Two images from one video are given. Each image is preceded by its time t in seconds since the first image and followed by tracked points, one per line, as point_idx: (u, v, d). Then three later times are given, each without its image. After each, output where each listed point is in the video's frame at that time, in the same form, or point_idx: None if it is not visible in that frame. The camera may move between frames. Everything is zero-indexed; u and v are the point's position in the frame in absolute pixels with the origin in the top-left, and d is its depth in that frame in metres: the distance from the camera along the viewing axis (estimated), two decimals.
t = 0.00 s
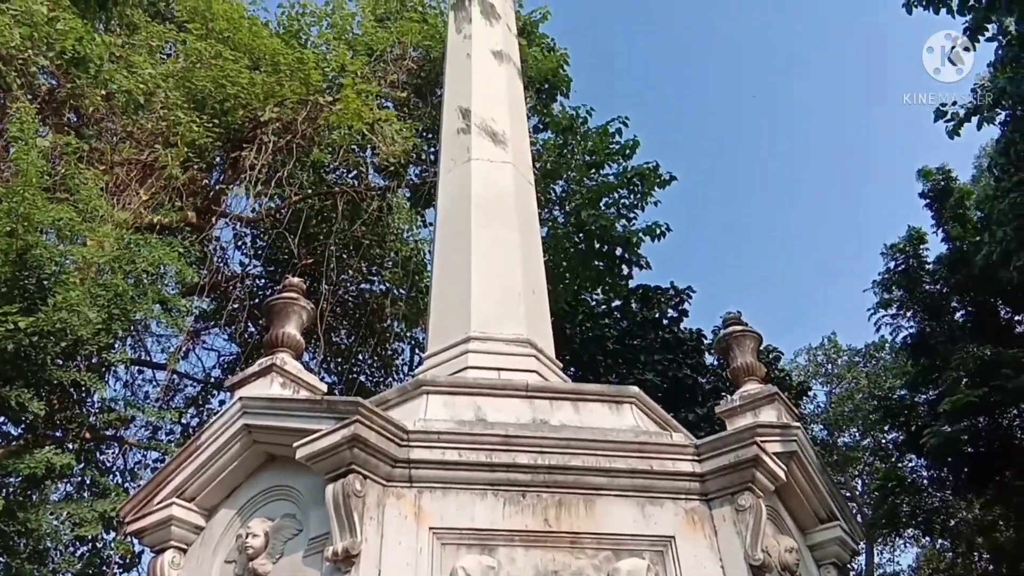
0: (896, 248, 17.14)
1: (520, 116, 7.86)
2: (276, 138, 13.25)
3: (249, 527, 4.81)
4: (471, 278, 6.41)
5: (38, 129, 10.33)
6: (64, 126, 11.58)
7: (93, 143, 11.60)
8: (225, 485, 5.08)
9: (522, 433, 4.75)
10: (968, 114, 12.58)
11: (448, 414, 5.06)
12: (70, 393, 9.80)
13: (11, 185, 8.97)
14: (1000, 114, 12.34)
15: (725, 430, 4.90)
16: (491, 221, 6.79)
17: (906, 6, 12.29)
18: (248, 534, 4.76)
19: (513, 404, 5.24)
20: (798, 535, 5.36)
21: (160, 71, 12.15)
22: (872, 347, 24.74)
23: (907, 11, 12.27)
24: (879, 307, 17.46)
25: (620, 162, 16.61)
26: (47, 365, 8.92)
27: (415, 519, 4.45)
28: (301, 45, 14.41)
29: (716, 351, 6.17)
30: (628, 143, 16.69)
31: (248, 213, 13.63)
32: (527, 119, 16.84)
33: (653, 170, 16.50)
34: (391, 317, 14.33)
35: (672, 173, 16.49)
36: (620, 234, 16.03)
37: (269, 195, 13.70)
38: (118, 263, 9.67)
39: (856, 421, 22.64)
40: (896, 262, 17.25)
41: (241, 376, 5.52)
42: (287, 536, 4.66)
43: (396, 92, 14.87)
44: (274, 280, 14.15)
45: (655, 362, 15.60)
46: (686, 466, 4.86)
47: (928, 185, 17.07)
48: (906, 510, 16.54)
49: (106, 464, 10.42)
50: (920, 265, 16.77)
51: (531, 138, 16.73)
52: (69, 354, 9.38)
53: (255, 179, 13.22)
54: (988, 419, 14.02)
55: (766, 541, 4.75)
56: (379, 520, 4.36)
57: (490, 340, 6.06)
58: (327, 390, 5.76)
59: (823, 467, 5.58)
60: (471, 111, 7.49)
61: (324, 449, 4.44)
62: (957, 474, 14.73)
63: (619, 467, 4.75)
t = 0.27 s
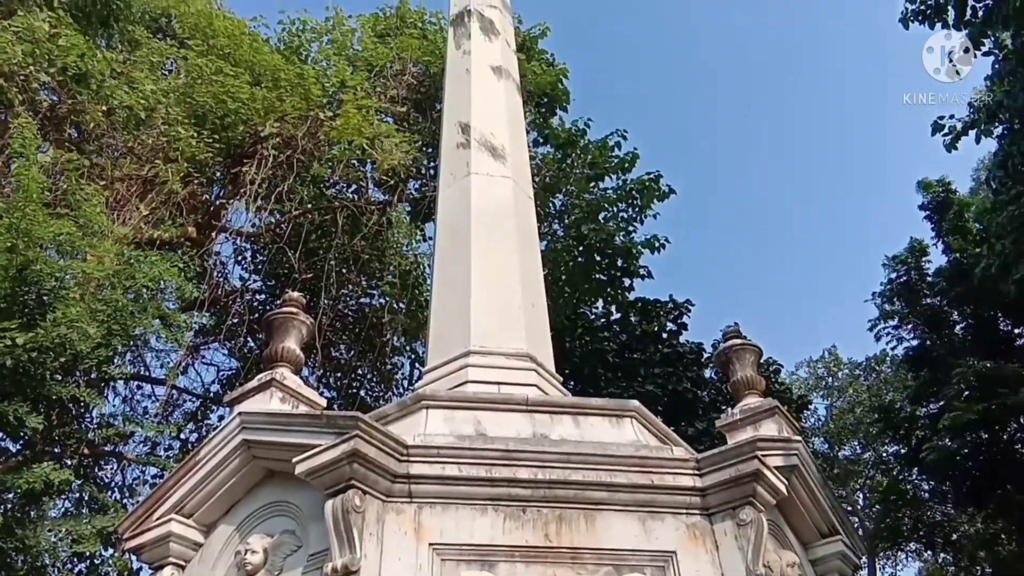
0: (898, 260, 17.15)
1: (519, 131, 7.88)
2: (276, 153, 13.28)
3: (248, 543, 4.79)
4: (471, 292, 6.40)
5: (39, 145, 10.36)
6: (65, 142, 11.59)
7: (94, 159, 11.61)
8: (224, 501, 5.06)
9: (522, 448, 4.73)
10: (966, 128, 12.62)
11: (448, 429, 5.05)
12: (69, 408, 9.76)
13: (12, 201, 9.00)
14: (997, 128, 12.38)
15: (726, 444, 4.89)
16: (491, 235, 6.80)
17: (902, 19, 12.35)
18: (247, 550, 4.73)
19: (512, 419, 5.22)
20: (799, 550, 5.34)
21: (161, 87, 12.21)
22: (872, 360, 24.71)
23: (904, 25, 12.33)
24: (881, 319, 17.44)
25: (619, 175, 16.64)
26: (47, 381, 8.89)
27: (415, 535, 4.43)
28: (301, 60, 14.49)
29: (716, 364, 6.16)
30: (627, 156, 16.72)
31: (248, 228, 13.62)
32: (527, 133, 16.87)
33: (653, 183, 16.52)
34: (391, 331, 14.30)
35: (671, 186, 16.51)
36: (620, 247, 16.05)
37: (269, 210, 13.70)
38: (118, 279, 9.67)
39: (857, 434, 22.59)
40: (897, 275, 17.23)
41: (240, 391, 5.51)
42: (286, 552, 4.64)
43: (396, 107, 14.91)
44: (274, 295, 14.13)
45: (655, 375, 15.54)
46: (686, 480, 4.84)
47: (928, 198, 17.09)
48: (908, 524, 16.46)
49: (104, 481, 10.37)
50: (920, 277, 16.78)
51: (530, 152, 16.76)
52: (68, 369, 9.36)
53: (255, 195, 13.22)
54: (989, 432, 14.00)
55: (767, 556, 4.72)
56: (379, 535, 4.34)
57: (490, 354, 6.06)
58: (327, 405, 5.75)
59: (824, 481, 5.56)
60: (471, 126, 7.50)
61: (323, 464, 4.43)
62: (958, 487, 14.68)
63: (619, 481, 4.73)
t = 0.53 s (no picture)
0: (896, 272, 17.18)
1: (516, 144, 7.89)
2: (273, 167, 13.29)
3: (244, 559, 4.76)
4: (468, 305, 6.40)
5: (37, 160, 10.37)
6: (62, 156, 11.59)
7: (91, 173, 11.60)
8: (220, 517, 5.03)
9: (520, 462, 4.71)
10: (961, 141, 12.66)
11: (445, 442, 5.03)
12: (65, 423, 9.72)
13: (9, 215, 9.02)
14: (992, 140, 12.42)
15: (724, 458, 4.87)
16: (488, 248, 6.80)
17: (896, 34, 12.41)
18: (243, 566, 4.70)
19: (510, 432, 5.21)
20: (798, 564, 5.31)
21: (159, 101, 12.25)
22: (870, 373, 24.72)
23: (897, 39, 12.39)
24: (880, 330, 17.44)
25: (616, 187, 16.67)
26: (42, 395, 8.85)
27: (413, 550, 4.40)
28: (298, 75, 14.54)
29: (714, 378, 6.14)
30: (624, 169, 16.76)
31: (245, 242, 13.62)
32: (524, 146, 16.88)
33: (649, 195, 16.55)
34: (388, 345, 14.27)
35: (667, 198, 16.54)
36: (617, 259, 16.07)
37: (267, 224, 13.68)
38: (114, 293, 9.64)
39: (855, 447, 22.57)
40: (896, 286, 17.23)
41: (237, 405, 5.49)
42: (283, 568, 4.61)
43: (394, 120, 14.93)
44: (271, 308, 14.10)
45: (652, 388, 15.48)
46: (685, 494, 4.82)
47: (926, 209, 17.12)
48: (907, 537, 16.41)
49: (99, 496, 10.32)
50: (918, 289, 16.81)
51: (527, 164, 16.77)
52: (64, 384, 9.32)
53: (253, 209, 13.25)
54: (987, 445, 13.99)
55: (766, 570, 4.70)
56: (376, 551, 4.32)
57: (488, 367, 6.04)
58: (324, 419, 5.73)
59: (823, 494, 5.54)
60: (468, 139, 7.51)
61: (320, 479, 4.40)
62: (956, 500, 14.65)
63: (617, 495, 4.71)
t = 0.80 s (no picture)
0: (894, 279, 17.23)
1: (514, 154, 7.90)
2: (272, 178, 13.30)
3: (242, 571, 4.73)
4: (467, 315, 6.39)
5: (37, 171, 10.39)
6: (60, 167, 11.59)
7: (89, 184, 11.60)
8: (218, 528, 5.01)
9: (519, 472, 4.70)
10: (957, 150, 12.69)
11: (444, 453, 5.01)
12: (62, 435, 9.69)
13: (8, 226, 9.02)
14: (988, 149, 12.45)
15: (724, 467, 4.86)
16: (486, 258, 6.79)
17: (892, 44, 12.45)
18: None
19: (509, 443, 5.19)
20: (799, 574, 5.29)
21: (157, 113, 12.29)
22: (869, 382, 24.72)
23: (893, 49, 12.42)
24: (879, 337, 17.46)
25: (614, 196, 16.68)
26: (39, 407, 8.82)
27: (412, 561, 4.39)
28: (297, 85, 14.57)
29: (713, 387, 6.14)
30: (622, 178, 16.78)
31: (243, 252, 13.61)
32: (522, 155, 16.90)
33: (646, 203, 16.58)
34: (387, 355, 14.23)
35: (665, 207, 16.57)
36: (616, 267, 16.09)
37: (265, 234, 13.67)
38: (112, 304, 9.61)
39: (855, 455, 22.56)
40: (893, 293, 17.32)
41: (235, 416, 5.47)
42: None
43: (392, 130, 14.95)
44: (270, 319, 14.08)
45: (650, 397, 15.46)
46: (685, 504, 4.81)
47: (924, 216, 17.17)
48: (907, 546, 16.36)
49: (97, 507, 10.28)
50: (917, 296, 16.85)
51: (525, 174, 16.78)
52: (62, 395, 9.29)
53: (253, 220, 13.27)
54: (986, 454, 13.97)
55: None
56: (375, 562, 4.30)
57: (486, 377, 6.03)
58: (322, 430, 5.71)
59: (823, 504, 5.52)
60: (466, 149, 7.52)
61: (318, 490, 4.39)
62: (956, 508, 14.62)
63: (617, 505, 4.70)
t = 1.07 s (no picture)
0: (893, 290, 17.35)
1: (514, 166, 7.91)
2: (272, 188, 13.31)
3: None
4: (466, 326, 6.38)
5: (38, 181, 10.41)
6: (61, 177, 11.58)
7: (89, 194, 11.60)
8: (215, 540, 4.99)
9: (518, 484, 4.69)
10: (956, 162, 12.71)
11: (443, 464, 5.00)
12: (60, 446, 9.67)
13: (7, 237, 9.02)
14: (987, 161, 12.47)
15: (723, 479, 4.85)
16: (486, 269, 6.79)
17: (890, 56, 12.48)
18: None
19: (508, 454, 5.18)
20: None
21: (158, 123, 12.33)
22: (869, 393, 24.70)
23: (892, 62, 12.45)
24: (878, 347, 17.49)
25: (614, 206, 16.69)
26: (37, 417, 8.80)
27: (410, 573, 4.38)
28: (298, 96, 14.61)
29: (713, 399, 6.13)
30: (621, 189, 16.80)
31: (243, 262, 13.59)
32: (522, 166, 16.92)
33: (646, 213, 16.60)
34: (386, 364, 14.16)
35: (665, 217, 16.58)
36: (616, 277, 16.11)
37: (265, 244, 13.66)
38: (112, 314, 9.60)
39: (856, 467, 22.51)
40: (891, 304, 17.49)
41: (233, 428, 5.45)
42: None
43: (392, 141, 14.97)
44: (269, 329, 14.06)
45: (649, 409, 15.43)
46: (684, 516, 4.79)
47: (924, 227, 17.22)
48: (908, 558, 16.29)
49: (95, 519, 10.23)
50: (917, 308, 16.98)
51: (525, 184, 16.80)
52: (60, 406, 9.27)
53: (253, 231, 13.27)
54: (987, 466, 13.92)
55: None
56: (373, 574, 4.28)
57: (486, 388, 6.02)
58: (322, 441, 5.69)
59: (823, 516, 5.50)
60: (466, 160, 7.52)
61: (317, 502, 4.37)
62: (956, 520, 14.57)
63: (617, 517, 4.68)
